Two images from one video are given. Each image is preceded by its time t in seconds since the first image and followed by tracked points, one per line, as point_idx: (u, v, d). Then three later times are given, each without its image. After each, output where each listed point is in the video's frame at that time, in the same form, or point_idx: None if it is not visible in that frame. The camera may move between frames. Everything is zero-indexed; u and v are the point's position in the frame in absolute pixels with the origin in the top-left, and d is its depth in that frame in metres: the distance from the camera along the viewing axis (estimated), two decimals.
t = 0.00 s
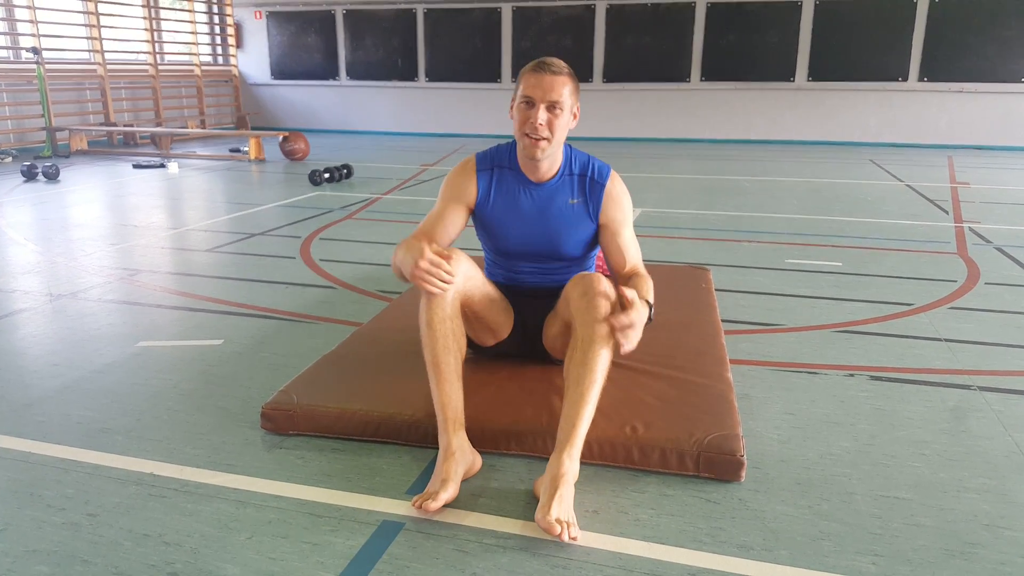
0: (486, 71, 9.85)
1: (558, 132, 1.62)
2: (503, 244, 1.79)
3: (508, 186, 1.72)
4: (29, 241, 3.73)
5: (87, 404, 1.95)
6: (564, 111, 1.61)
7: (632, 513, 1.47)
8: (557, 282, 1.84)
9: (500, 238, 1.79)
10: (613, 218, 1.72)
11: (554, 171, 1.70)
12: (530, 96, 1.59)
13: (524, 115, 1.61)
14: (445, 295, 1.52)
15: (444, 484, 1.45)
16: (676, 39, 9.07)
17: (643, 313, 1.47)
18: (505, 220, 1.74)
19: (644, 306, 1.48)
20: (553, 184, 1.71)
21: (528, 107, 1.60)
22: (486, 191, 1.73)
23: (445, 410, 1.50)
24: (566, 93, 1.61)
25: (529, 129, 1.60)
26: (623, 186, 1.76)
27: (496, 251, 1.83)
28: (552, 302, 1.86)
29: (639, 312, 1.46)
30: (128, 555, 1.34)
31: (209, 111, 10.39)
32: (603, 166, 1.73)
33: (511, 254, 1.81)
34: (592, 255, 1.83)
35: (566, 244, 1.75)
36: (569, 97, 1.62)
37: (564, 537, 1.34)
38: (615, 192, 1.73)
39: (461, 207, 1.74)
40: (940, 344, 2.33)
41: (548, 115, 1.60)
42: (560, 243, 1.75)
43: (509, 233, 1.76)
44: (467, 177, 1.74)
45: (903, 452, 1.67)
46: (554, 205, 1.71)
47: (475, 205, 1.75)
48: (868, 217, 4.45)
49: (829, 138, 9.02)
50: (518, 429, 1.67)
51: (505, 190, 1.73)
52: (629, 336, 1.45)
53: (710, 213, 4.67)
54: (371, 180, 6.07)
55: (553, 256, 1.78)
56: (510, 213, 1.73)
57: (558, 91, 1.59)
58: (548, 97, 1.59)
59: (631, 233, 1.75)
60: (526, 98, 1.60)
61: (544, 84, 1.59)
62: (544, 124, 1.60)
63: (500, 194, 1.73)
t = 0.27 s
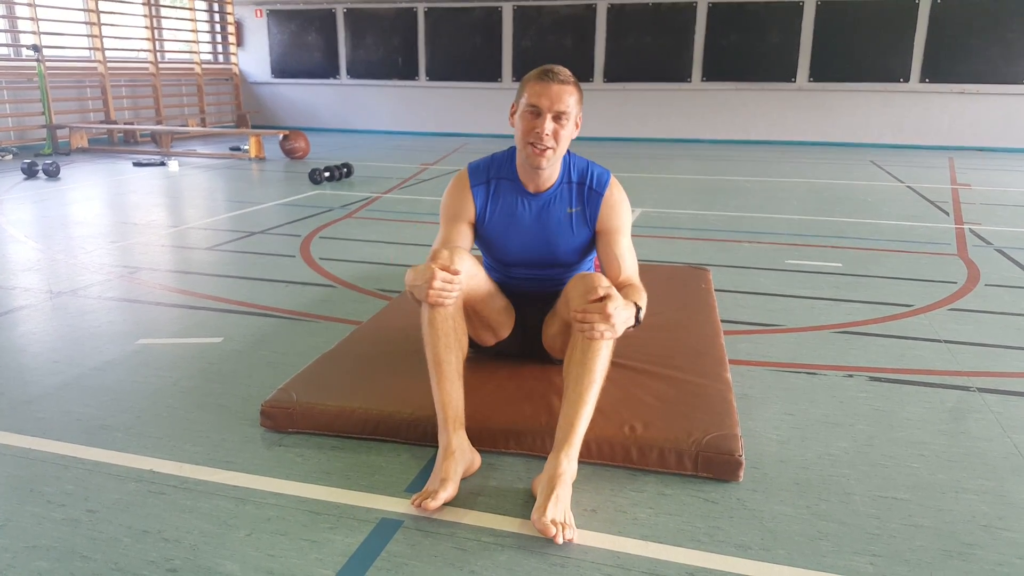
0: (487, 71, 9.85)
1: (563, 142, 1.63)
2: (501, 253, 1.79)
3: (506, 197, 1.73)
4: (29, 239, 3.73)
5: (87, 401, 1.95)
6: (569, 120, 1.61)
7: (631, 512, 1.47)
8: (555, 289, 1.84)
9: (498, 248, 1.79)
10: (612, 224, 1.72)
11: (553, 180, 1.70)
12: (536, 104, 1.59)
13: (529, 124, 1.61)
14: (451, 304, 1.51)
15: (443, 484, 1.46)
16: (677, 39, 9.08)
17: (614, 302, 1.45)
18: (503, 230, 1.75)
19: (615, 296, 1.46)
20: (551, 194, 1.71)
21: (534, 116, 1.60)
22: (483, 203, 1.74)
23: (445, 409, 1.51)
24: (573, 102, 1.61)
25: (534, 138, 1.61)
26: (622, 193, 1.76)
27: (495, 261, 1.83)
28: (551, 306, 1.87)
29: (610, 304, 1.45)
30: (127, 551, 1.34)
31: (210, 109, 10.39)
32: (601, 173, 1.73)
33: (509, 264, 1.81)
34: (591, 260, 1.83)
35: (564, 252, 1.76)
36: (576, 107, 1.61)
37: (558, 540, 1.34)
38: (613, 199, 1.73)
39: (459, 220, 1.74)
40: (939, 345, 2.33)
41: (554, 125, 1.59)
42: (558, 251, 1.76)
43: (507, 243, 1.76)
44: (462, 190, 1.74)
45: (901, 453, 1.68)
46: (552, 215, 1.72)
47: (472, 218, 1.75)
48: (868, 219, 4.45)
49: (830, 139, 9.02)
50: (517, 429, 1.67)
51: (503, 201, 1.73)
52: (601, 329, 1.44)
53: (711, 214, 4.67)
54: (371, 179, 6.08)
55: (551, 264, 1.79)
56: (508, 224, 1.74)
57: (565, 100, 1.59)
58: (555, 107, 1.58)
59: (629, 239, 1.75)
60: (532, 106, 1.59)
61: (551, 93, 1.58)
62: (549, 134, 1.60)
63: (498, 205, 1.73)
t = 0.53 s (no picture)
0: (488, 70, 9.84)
1: (562, 140, 1.63)
2: (502, 253, 1.79)
3: (506, 198, 1.73)
4: (29, 237, 3.73)
5: (87, 400, 1.95)
6: (567, 119, 1.61)
7: (631, 512, 1.47)
8: (556, 289, 1.84)
9: (498, 248, 1.79)
10: (613, 223, 1.72)
11: (553, 179, 1.70)
12: (532, 106, 1.58)
13: (527, 125, 1.60)
14: (453, 301, 1.52)
15: (443, 484, 1.46)
16: (678, 38, 9.07)
17: (612, 296, 1.46)
18: (504, 231, 1.75)
19: (613, 289, 1.46)
20: (552, 193, 1.71)
21: (531, 118, 1.59)
22: (483, 204, 1.74)
23: (446, 409, 1.50)
24: (569, 100, 1.61)
25: (533, 139, 1.60)
26: (623, 191, 1.76)
27: (495, 260, 1.83)
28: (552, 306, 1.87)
29: (609, 298, 1.45)
30: (127, 550, 1.34)
31: (210, 108, 10.38)
32: (602, 172, 1.73)
33: (510, 263, 1.81)
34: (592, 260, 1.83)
35: (565, 252, 1.76)
36: (572, 105, 1.61)
37: (559, 539, 1.33)
38: (614, 198, 1.73)
39: (460, 221, 1.73)
40: (940, 345, 2.33)
41: (552, 124, 1.59)
42: (558, 251, 1.75)
43: (507, 242, 1.76)
44: (463, 191, 1.74)
45: (902, 453, 1.67)
46: (553, 214, 1.72)
47: (473, 217, 1.75)
48: (869, 218, 4.45)
49: (830, 139, 9.01)
50: (517, 429, 1.67)
51: (503, 201, 1.73)
52: (602, 324, 1.45)
53: (711, 213, 4.66)
54: (371, 178, 6.07)
55: (551, 263, 1.79)
56: (509, 224, 1.74)
57: (561, 99, 1.59)
58: (552, 107, 1.58)
59: (630, 238, 1.75)
60: (529, 108, 1.59)
61: (547, 93, 1.58)
62: (548, 134, 1.60)
63: (498, 205, 1.73)
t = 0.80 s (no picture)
0: (488, 67, 9.83)
1: (559, 128, 1.62)
2: (502, 246, 1.79)
3: (506, 190, 1.72)
4: (29, 234, 3.72)
5: (86, 396, 1.95)
6: (563, 106, 1.61)
7: (630, 509, 1.47)
8: (556, 282, 1.83)
9: (499, 241, 1.78)
10: (613, 215, 1.71)
11: (553, 170, 1.70)
12: (528, 95, 1.59)
13: (524, 114, 1.60)
14: (452, 298, 1.51)
15: (443, 481, 1.46)
16: (678, 36, 9.06)
17: (610, 292, 1.45)
18: (504, 223, 1.75)
19: (611, 285, 1.46)
20: (552, 185, 1.71)
21: (527, 106, 1.60)
22: (483, 196, 1.74)
23: (445, 406, 1.50)
24: (565, 87, 1.61)
25: (531, 128, 1.60)
26: (623, 183, 1.75)
27: (496, 253, 1.83)
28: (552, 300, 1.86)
29: (607, 294, 1.44)
30: (126, 546, 1.34)
31: (210, 105, 10.37)
32: (602, 164, 1.73)
33: (510, 257, 1.81)
34: (592, 253, 1.82)
35: (565, 244, 1.75)
36: (568, 92, 1.61)
37: (558, 536, 1.33)
38: (614, 190, 1.72)
39: (460, 215, 1.74)
40: (940, 344, 2.33)
41: (549, 111, 1.59)
42: (558, 243, 1.75)
43: (507, 235, 1.76)
44: (463, 184, 1.74)
45: (901, 451, 1.67)
46: (552, 206, 1.71)
47: (472, 210, 1.75)
48: (869, 217, 4.44)
49: (830, 138, 9.01)
50: (517, 426, 1.67)
51: (503, 193, 1.73)
52: (600, 320, 1.44)
53: (712, 212, 4.66)
54: (371, 175, 6.06)
55: (551, 256, 1.78)
56: (508, 216, 1.73)
57: (556, 86, 1.59)
58: (547, 94, 1.58)
59: (630, 231, 1.74)
60: (526, 96, 1.59)
61: (542, 81, 1.58)
62: (545, 121, 1.60)
63: (498, 197, 1.73)
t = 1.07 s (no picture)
0: (488, 66, 9.82)
1: (554, 116, 1.63)
2: (502, 240, 1.78)
3: (506, 183, 1.72)
4: (29, 232, 3.72)
5: (86, 395, 1.94)
6: (557, 93, 1.61)
7: (630, 507, 1.47)
8: (556, 277, 1.83)
9: (498, 235, 1.78)
10: (612, 208, 1.71)
11: (552, 162, 1.70)
12: (521, 85, 1.60)
13: (518, 105, 1.61)
14: (453, 291, 1.51)
15: (443, 479, 1.46)
16: (678, 34, 9.05)
17: (609, 288, 1.44)
18: (504, 217, 1.74)
19: (610, 281, 1.44)
20: (551, 178, 1.71)
21: (521, 97, 1.61)
22: (483, 189, 1.73)
23: (446, 404, 1.50)
24: (557, 75, 1.62)
25: (526, 117, 1.61)
26: (623, 177, 1.76)
27: (495, 248, 1.82)
28: (552, 296, 1.86)
29: (606, 290, 1.43)
30: (126, 545, 1.34)
31: (210, 104, 10.36)
32: (601, 158, 1.73)
33: (510, 252, 1.80)
34: (591, 247, 1.82)
35: (564, 237, 1.74)
36: (561, 80, 1.62)
37: (559, 534, 1.33)
38: (613, 182, 1.72)
39: (461, 208, 1.73)
40: (940, 342, 2.33)
41: (543, 99, 1.60)
42: (558, 236, 1.74)
43: (507, 228, 1.75)
44: (463, 178, 1.74)
45: (902, 449, 1.67)
46: (552, 199, 1.71)
47: (472, 204, 1.74)
48: (869, 215, 4.44)
49: (831, 136, 9.00)
50: (517, 424, 1.67)
51: (503, 186, 1.73)
52: (600, 317, 1.44)
53: (712, 210, 4.65)
54: (371, 174, 6.06)
55: (551, 250, 1.77)
56: (508, 209, 1.73)
57: (548, 75, 1.60)
58: (540, 83, 1.59)
59: (629, 224, 1.74)
60: (519, 87, 1.60)
61: (533, 71, 1.59)
62: (540, 109, 1.60)
63: (498, 190, 1.73)
